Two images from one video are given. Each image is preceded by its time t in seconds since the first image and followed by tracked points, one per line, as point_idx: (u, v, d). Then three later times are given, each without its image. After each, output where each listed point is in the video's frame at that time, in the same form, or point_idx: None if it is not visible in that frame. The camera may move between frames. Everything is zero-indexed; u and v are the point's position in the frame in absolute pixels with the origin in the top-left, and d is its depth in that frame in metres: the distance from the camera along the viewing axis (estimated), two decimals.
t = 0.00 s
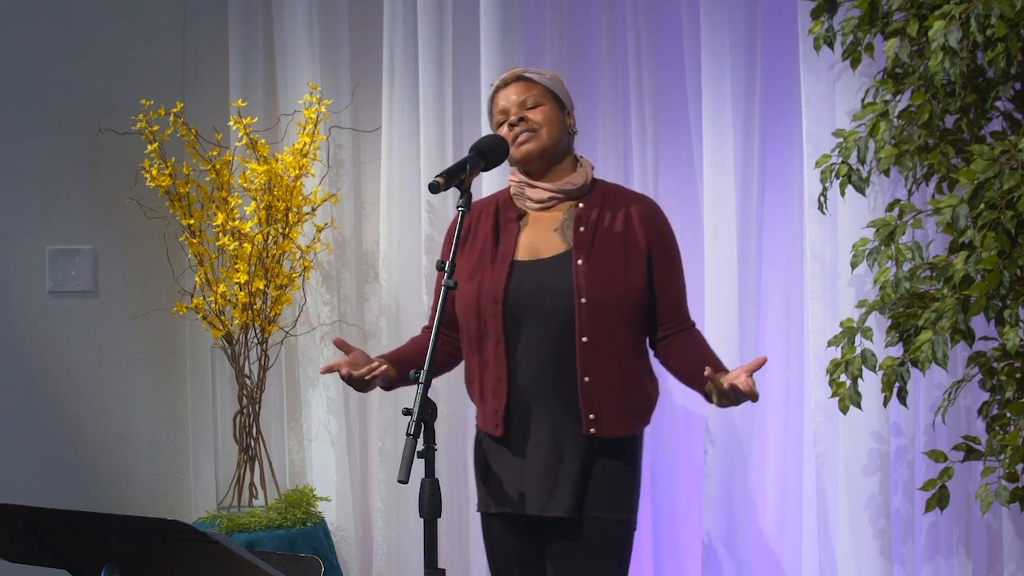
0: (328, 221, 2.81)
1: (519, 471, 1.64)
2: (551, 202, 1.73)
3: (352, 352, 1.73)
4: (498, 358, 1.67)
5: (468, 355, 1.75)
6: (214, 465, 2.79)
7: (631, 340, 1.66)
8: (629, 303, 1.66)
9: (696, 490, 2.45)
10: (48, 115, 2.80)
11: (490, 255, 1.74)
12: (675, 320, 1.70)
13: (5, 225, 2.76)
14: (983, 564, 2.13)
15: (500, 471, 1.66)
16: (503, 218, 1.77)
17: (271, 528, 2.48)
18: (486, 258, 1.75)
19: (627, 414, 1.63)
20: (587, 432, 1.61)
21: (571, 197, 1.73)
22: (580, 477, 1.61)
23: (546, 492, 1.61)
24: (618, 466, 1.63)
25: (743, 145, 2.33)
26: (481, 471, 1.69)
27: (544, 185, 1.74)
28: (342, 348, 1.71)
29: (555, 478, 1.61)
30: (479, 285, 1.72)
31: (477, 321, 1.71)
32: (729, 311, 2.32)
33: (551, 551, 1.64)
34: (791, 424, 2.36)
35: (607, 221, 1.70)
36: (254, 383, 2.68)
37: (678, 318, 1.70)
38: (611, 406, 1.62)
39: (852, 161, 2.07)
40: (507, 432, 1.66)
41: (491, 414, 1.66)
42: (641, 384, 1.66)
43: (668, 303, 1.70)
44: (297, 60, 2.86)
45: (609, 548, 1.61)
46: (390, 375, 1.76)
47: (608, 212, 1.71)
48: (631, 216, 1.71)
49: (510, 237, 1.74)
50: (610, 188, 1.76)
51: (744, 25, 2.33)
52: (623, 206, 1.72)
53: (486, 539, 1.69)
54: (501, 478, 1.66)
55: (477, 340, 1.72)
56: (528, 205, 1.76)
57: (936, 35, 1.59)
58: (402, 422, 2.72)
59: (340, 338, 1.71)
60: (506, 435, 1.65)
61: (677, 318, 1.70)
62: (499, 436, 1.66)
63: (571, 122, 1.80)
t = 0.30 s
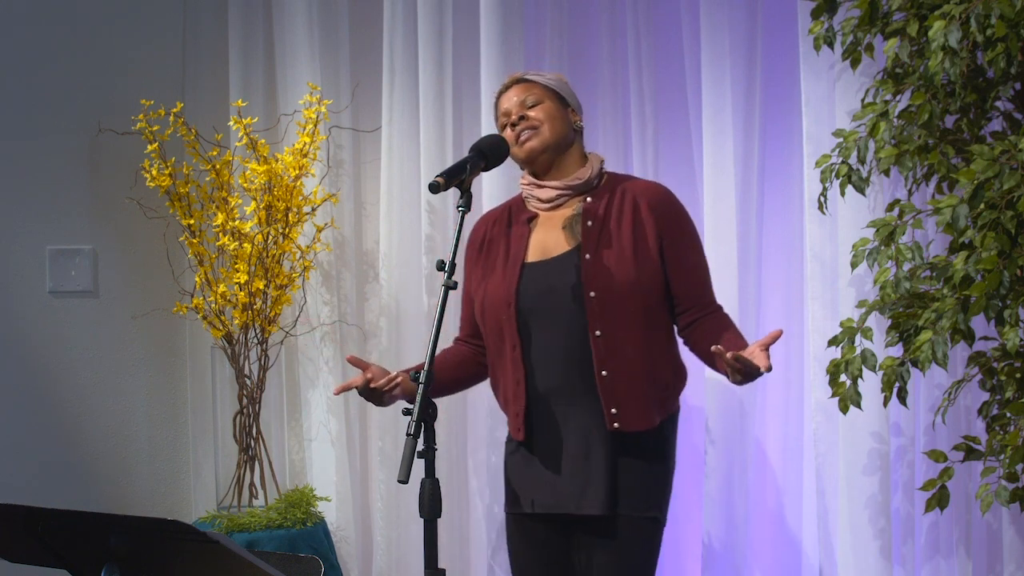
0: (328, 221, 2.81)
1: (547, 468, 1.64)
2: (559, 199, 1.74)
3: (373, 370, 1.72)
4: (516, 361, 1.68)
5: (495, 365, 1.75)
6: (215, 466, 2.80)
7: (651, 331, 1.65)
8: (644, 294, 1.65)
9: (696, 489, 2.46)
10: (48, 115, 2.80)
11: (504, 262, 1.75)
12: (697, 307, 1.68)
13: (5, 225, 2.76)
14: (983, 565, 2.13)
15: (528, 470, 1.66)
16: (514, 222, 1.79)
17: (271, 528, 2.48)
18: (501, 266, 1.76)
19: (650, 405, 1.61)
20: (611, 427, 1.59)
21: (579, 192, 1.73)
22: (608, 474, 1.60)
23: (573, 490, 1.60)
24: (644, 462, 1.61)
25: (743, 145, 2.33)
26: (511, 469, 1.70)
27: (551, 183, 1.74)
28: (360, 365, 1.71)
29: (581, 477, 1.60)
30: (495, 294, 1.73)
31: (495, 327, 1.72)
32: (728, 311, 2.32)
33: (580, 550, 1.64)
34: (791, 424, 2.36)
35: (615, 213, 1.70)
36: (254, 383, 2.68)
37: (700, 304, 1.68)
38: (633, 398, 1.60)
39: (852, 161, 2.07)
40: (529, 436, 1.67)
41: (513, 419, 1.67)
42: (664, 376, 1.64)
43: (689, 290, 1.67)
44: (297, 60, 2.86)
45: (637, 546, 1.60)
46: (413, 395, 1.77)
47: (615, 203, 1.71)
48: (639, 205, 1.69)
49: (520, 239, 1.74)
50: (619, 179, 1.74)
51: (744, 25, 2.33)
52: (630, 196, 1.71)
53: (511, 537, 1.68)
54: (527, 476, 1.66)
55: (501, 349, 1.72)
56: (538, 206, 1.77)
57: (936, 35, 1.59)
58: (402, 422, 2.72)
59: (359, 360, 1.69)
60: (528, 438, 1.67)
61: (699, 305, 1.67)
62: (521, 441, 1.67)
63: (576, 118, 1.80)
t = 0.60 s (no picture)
0: (328, 221, 2.81)
1: (562, 470, 1.61)
2: (564, 204, 1.72)
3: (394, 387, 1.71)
4: (520, 373, 1.67)
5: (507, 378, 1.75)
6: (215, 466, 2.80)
7: (653, 335, 1.60)
8: (643, 298, 1.60)
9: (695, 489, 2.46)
10: (48, 115, 2.80)
11: (510, 273, 1.75)
12: (704, 305, 1.61)
13: (5, 225, 2.76)
14: (983, 565, 2.13)
15: (542, 473, 1.63)
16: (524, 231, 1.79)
17: (271, 528, 2.48)
18: (507, 278, 1.76)
19: (650, 411, 1.55)
20: (610, 436, 1.55)
21: (580, 196, 1.71)
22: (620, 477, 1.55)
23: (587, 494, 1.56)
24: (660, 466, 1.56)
25: (743, 145, 2.33)
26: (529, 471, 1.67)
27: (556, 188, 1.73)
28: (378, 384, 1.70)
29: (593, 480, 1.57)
30: (499, 306, 1.72)
31: (502, 337, 1.72)
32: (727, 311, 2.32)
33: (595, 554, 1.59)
34: (791, 424, 2.36)
35: (612, 217, 1.65)
36: (254, 383, 2.68)
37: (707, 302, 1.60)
38: (631, 404, 1.55)
39: (852, 161, 2.07)
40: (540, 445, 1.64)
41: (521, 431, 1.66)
42: (669, 380, 1.59)
43: (694, 289, 1.61)
44: (297, 60, 2.86)
45: (653, 551, 1.55)
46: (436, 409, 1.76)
47: (612, 207, 1.67)
48: (636, 207, 1.65)
49: (526, 249, 1.74)
50: (626, 180, 1.70)
51: (744, 25, 2.33)
52: (628, 198, 1.66)
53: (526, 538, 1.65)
54: (541, 477, 1.63)
55: (507, 361, 1.71)
56: (545, 212, 1.76)
57: (936, 35, 1.59)
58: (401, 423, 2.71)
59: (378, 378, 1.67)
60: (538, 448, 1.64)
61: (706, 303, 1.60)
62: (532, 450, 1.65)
63: (587, 120, 1.78)
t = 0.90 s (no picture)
0: (328, 221, 2.81)
1: (551, 469, 1.61)
2: (560, 204, 1.73)
3: (394, 379, 1.77)
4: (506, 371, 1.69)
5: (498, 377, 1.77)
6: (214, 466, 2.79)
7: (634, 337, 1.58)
8: (626, 298, 1.58)
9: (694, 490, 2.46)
10: (48, 115, 2.80)
11: (506, 271, 1.77)
12: (690, 307, 1.58)
13: (5, 225, 2.75)
14: (983, 564, 2.13)
15: (535, 470, 1.64)
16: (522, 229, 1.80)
17: (271, 528, 2.48)
18: (503, 275, 1.78)
19: (626, 414, 1.54)
20: (584, 435, 1.56)
21: (576, 196, 1.71)
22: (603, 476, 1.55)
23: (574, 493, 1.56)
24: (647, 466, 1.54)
25: (743, 144, 2.33)
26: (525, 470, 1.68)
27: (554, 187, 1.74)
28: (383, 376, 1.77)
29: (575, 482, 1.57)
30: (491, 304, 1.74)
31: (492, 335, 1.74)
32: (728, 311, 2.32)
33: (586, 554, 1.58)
34: (791, 424, 2.36)
35: (602, 216, 1.64)
36: (254, 383, 2.68)
37: (693, 304, 1.57)
38: (604, 405, 1.55)
39: (852, 161, 2.07)
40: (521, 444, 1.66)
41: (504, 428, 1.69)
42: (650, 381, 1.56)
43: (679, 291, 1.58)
44: (297, 60, 2.86)
45: (639, 553, 1.54)
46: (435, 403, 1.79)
47: (603, 207, 1.66)
48: (626, 207, 1.63)
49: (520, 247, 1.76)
50: (622, 178, 1.69)
51: (744, 25, 2.33)
52: (618, 198, 1.65)
53: (521, 536, 1.66)
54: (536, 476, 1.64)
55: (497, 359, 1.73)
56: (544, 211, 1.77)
57: (936, 35, 1.59)
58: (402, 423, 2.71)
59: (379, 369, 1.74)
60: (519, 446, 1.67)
61: (692, 305, 1.57)
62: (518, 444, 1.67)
63: (589, 118, 1.77)
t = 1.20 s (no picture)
0: (328, 221, 2.81)
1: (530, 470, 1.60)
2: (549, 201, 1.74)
3: (377, 355, 1.77)
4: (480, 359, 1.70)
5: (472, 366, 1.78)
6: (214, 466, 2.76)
7: (607, 340, 1.58)
8: (602, 300, 1.58)
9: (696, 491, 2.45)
10: (48, 115, 2.80)
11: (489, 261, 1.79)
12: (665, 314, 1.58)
13: (5, 225, 2.76)
14: (983, 564, 2.13)
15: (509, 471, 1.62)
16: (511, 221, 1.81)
17: (271, 528, 2.48)
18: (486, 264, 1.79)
19: (590, 415, 1.55)
20: (547, 433, 1.56)
21: (564, 194, 1.72)
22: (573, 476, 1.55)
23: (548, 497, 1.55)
24: (619, 467, 1.55)
25: (743, 144, 2.33)
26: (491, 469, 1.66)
27: (545, 183, 1.75)
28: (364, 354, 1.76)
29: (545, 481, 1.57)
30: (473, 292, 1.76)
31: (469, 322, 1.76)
32: (730, 311, 2.32)
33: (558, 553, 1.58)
34: (791, 424, 2.36)
35: (588, 215, 1.65)
36: (254, 383, 2.68)
37: (669, 312, 1.58)
38: (569, 404, 1.55)
39: (852, 161, 2.07)
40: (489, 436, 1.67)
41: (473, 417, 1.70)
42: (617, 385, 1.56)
43: (656, 297, 1.58)
44: (297, 60, 2.86)
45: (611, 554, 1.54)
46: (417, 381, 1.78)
47: (592, 206, 1.66)
48: (612, 208, 1.63)
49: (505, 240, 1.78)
50: (611, 178, 1.69)
51: (744, 25, 2.33)
52: (607, 199, 1.65)
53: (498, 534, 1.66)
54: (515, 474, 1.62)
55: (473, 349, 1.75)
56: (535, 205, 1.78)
57: (936, 35, 1.59)
58: (402, 423, 2.72)
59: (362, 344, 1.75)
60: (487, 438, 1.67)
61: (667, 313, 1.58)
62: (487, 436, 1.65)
63: (584, 113, 1.76)
